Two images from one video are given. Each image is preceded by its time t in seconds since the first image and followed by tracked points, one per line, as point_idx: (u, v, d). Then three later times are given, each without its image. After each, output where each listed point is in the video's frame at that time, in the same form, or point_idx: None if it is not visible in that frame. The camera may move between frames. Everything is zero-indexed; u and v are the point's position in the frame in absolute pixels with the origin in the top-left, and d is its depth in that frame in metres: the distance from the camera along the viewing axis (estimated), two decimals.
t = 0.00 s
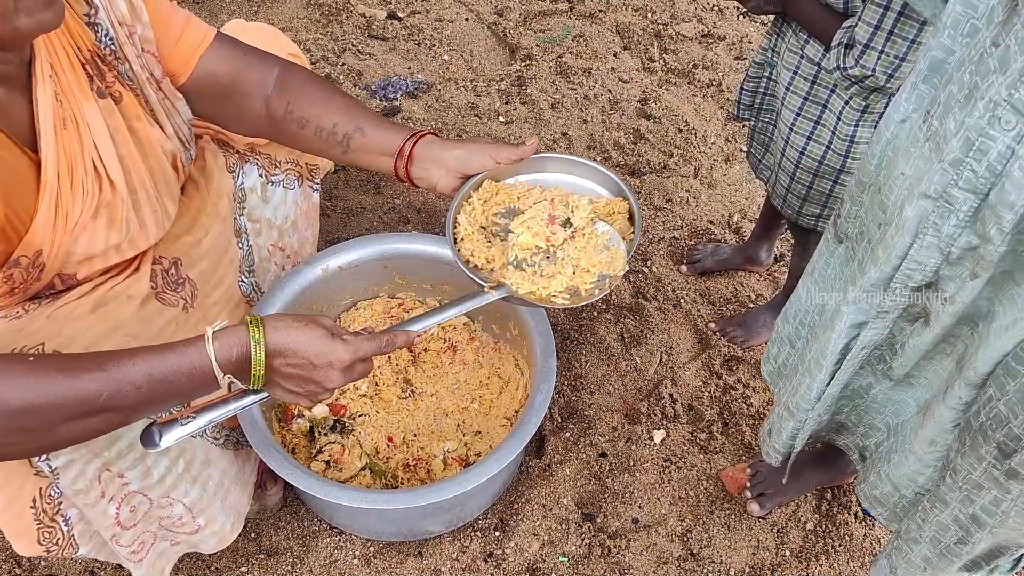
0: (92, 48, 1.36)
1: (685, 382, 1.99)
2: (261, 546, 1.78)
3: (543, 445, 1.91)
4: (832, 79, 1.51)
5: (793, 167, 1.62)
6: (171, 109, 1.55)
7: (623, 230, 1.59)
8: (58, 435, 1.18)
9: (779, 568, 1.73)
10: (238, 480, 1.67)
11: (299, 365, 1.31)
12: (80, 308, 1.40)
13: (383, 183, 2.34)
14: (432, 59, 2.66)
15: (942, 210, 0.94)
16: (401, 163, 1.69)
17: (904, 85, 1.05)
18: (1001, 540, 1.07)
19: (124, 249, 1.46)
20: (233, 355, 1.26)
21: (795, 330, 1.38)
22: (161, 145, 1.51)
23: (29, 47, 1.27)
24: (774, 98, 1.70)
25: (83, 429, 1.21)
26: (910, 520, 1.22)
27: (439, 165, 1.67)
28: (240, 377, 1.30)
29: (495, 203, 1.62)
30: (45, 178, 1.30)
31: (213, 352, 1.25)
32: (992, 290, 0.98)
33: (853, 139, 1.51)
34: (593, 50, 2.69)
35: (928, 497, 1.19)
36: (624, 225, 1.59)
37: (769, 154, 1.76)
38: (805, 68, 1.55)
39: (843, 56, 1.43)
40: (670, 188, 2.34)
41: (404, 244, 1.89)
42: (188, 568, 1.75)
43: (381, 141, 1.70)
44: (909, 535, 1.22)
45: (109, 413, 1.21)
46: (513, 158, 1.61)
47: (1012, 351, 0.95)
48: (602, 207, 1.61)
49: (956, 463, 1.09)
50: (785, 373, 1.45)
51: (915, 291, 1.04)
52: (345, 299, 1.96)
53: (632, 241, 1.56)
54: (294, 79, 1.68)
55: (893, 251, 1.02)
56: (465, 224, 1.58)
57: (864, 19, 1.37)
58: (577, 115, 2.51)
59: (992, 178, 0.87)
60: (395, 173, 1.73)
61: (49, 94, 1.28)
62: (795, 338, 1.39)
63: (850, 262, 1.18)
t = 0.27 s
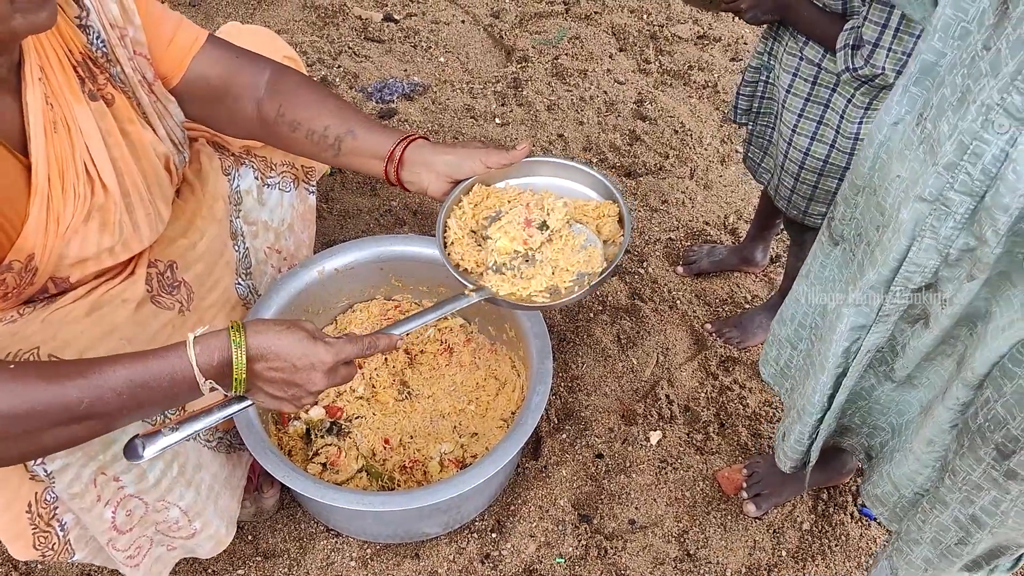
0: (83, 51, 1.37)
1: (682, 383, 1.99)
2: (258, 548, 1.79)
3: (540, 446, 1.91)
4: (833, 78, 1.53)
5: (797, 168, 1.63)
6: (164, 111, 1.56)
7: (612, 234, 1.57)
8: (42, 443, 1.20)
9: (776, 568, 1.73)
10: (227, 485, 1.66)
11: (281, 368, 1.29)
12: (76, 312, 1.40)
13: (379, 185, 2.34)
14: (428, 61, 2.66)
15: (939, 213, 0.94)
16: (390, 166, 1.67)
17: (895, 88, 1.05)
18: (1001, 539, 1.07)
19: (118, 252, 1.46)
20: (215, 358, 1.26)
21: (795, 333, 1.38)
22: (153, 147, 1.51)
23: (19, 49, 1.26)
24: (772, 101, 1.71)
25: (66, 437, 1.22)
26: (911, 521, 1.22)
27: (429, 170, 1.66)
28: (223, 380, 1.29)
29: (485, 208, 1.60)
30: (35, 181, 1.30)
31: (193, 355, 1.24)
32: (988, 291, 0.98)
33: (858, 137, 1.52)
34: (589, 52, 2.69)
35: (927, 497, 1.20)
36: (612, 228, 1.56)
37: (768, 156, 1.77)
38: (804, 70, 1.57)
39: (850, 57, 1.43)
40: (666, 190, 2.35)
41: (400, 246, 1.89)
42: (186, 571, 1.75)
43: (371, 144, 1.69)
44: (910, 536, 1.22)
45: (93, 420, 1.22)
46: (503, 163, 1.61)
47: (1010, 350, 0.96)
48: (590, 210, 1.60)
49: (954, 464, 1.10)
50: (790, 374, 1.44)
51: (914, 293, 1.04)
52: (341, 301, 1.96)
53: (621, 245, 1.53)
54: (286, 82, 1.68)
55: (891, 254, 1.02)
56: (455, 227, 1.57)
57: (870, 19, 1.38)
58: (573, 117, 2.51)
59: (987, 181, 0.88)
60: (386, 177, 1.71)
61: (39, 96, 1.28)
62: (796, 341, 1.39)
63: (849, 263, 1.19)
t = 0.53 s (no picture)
0: (76, 52, 1.38)
1: (679, 384, 2.00)
2: (256, 551, 1.78)
3: (538, 448, 1.91)
4: (831, 73, 1.54)
5: (799, 164, 1.64)
6: (157, 112, 1.56)
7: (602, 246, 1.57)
8: (29, 438, 1.18)
9: (774, 569, 1.73)
10: (232, 485, 1.67)
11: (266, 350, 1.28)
12: (72, 315, 1.40)
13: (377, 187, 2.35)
14: (425, 64, 2.66)
15: (932, 215, 0.94)
16: (383, 170, 1.68)
17: (885, 86, 1.06)
18: (987, 540, 1.09)
19: (114, 253, 1.46)
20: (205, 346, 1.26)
21: (793, 326, 1.37)
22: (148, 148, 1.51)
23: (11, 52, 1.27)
24: (767, 100, 1.72)
25: (54, 434, 1.20)
26: (900, 518, 1.23)
27: (422, 174, 1.66)
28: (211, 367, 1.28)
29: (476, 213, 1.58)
30: (27, 183, 1.30)
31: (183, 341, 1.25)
32: (980, 294, 0.98)
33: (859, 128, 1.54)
34: (586, 54, 2.70)
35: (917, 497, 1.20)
36: (603, 241, 1.56)
37: (764, 155, 1.78)
38: (802, 67, 1.58)
39: (856, 53, 1.43)
40: (664, 191, 2.35)
41: (398, 249, 1.90)
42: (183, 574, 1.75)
43: (364, 147, 1.69)
44: (899, 532, 1.23)
45: (79, 413, 1.20)
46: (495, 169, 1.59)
47: (1001, 351, 0.96)
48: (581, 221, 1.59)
49: (944, 463, 1.10)
50: (791, 365, 1.43)
51: (907, 294, 1.04)
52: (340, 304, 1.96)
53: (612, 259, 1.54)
54: (279, 84, 1.68)
55: (883, 253, 1.02)
56: (446, 235, 1.57)
57: (873, 15, 1.39)
58: (571, 119, 2.52)
59: (979, 185, 0.88)
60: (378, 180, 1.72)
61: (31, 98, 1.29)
62: (794, 334, 1.38)
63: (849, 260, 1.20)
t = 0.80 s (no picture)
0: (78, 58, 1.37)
1: (679, 387, 2.00)
2: (257, 554, 1.78)
3: (538, 451, 1.91)
4: (837, 73, 1.55)
5: (805, 163, 1.63)
6: (158, 117, 1.54)
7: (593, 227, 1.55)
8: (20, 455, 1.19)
9: (774, 571, 1.73)
10: (232, 488, 1.67)
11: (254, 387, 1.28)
12: (71, 319, 1.40)
13: (376, 191, 2.35)
14: (424, 67, 2.67)
15: (918, 207, 0.94)
16: (378, 168, 1.71)
17: (889, 83, 1.06)
18: (972, 549, 1.07)
19: (113, 259, 1.46)
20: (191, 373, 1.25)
21: (786, 325, 1.36)
22: (149, 154, 1.52)
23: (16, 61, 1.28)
24: (771, 101, 1.73)
25: (43, 451, 1.21)
26: (886, 528, 1.22)
27: (415, 171, 1.70)
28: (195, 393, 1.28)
29: (470, 206, 1.61)
30: (28, 190, 1.31)
31: (169, 369, 1.23)
32: (962, 292, 0.98)
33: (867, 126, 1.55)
34: (584, 56, 2.70)
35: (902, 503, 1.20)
36: (591, 223, 1.54)
37: (769, 154, 1.78)
38: (808, 68, 1.58)
39: (873, 56, 1.45)
40: (663, 193, 2.35)
41: (397, 252, 1.90)
42: None
43: (358, 147, 1.72)
44: (884, 543, 1.21)
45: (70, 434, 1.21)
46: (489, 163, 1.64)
47: (982, 355, 0.97)
48: (570, 205, 1.58)
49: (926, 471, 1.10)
50: (781, 365, 1.42)
51: (890, 288, 1.05)
52: (340, 307, 1.97)
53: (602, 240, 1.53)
54: (272, 86, 1.70)
55: (869, 245, 1.02)
56: (441, 224, 1.58)
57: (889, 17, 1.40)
58: (569, 122, 2.52)
59: (965, 177, 0.88)
60: (372, 178, 1.75)
61: (33, 105, 1.30)
62: (787, 332, 1.37)
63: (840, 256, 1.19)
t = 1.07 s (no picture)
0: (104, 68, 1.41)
1: (679, 388, 2.00)
2: (257, 557, 1.78)
3: (538, 453, 1.91)
4: (838, 76, 1.55)
5: (806, 165, 1.64)
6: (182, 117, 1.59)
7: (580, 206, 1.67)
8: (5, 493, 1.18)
9: (774, 572, 1.73)
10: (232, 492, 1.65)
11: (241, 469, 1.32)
12: (75, 323, 1.40)
13: (376, 193, 2.35)
14: (424, 69, 2.67)
15: (924, 216, 0.94)
16: (374, 158, 1.77)
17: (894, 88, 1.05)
18: (939, 549, 1.09)
19: (128, 268, 1.46)
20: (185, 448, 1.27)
21: (788, 327, 1.37)
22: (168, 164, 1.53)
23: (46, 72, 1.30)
24: (773, 103, 1.73)
25: (22, 493, 1.19)
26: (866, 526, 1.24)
27: (409, 159, 1.76)
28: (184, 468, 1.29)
29: (464, 191, 1.69)
30: (52, 198, 1.32)
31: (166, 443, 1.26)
32: (968, 304, 0.98)
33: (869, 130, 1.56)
34: (583, 59, 2.71)
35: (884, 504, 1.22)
36: (581, 200, 1.66)
37: (771, 157, 1.78)
38: (810, 70, 1.58)
39: (878, 60, 1.45)
40: (662, 195, 2.35)
41: (396, 254, 1.90)
42: None
43: (354, 138, 1.78)
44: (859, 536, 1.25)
45: (59, 480, 1.21)
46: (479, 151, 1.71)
47: (981, 358, 0.96)
48: (560, 183, 1.69)
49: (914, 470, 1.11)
50: (783, 366, 1.43)
51: (894, 298, 1.06)
52: (340, 309, 1.96)
53: (593, 215, 1.63)
54: (271, 83, 1.73)
55: (875, 251, 1.03)
56: (440, 210, 1.65)
57: (894, 22, 1.39)
58: (569, 124, 2.52)
59: (973, 185, 0.88)
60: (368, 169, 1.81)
61: (60, 116, 1.31)
62: (788, 335, 1.38)
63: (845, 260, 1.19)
